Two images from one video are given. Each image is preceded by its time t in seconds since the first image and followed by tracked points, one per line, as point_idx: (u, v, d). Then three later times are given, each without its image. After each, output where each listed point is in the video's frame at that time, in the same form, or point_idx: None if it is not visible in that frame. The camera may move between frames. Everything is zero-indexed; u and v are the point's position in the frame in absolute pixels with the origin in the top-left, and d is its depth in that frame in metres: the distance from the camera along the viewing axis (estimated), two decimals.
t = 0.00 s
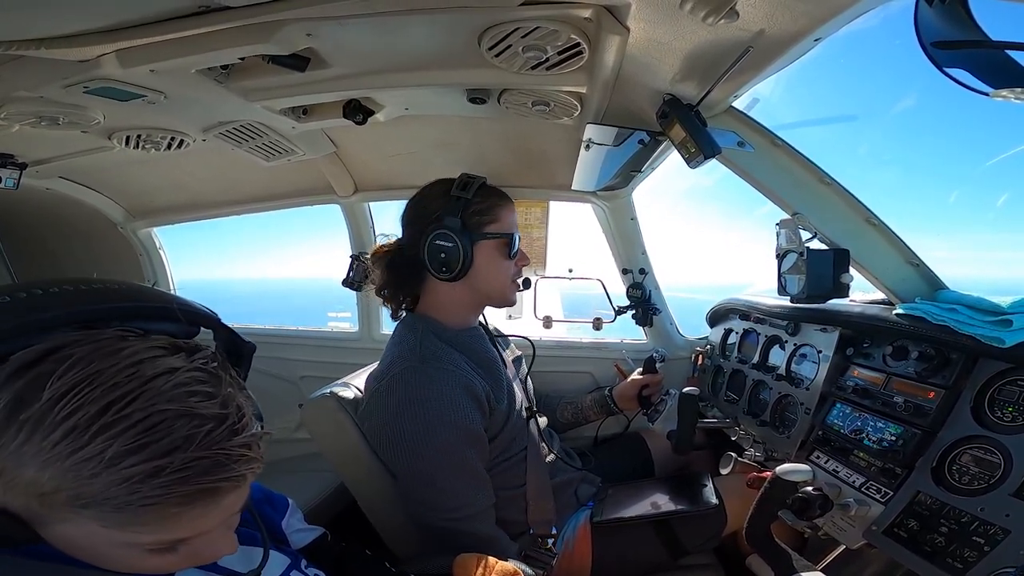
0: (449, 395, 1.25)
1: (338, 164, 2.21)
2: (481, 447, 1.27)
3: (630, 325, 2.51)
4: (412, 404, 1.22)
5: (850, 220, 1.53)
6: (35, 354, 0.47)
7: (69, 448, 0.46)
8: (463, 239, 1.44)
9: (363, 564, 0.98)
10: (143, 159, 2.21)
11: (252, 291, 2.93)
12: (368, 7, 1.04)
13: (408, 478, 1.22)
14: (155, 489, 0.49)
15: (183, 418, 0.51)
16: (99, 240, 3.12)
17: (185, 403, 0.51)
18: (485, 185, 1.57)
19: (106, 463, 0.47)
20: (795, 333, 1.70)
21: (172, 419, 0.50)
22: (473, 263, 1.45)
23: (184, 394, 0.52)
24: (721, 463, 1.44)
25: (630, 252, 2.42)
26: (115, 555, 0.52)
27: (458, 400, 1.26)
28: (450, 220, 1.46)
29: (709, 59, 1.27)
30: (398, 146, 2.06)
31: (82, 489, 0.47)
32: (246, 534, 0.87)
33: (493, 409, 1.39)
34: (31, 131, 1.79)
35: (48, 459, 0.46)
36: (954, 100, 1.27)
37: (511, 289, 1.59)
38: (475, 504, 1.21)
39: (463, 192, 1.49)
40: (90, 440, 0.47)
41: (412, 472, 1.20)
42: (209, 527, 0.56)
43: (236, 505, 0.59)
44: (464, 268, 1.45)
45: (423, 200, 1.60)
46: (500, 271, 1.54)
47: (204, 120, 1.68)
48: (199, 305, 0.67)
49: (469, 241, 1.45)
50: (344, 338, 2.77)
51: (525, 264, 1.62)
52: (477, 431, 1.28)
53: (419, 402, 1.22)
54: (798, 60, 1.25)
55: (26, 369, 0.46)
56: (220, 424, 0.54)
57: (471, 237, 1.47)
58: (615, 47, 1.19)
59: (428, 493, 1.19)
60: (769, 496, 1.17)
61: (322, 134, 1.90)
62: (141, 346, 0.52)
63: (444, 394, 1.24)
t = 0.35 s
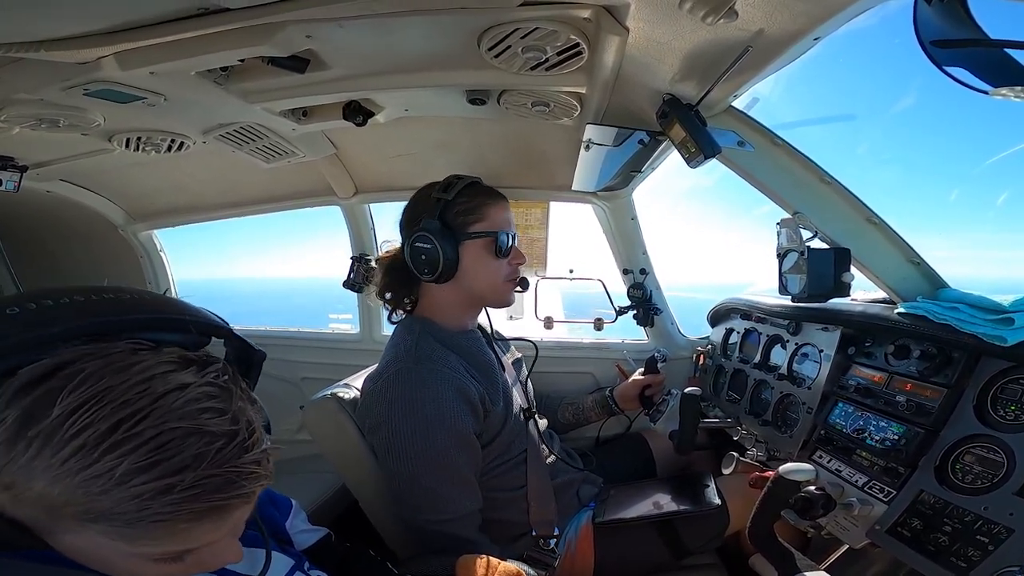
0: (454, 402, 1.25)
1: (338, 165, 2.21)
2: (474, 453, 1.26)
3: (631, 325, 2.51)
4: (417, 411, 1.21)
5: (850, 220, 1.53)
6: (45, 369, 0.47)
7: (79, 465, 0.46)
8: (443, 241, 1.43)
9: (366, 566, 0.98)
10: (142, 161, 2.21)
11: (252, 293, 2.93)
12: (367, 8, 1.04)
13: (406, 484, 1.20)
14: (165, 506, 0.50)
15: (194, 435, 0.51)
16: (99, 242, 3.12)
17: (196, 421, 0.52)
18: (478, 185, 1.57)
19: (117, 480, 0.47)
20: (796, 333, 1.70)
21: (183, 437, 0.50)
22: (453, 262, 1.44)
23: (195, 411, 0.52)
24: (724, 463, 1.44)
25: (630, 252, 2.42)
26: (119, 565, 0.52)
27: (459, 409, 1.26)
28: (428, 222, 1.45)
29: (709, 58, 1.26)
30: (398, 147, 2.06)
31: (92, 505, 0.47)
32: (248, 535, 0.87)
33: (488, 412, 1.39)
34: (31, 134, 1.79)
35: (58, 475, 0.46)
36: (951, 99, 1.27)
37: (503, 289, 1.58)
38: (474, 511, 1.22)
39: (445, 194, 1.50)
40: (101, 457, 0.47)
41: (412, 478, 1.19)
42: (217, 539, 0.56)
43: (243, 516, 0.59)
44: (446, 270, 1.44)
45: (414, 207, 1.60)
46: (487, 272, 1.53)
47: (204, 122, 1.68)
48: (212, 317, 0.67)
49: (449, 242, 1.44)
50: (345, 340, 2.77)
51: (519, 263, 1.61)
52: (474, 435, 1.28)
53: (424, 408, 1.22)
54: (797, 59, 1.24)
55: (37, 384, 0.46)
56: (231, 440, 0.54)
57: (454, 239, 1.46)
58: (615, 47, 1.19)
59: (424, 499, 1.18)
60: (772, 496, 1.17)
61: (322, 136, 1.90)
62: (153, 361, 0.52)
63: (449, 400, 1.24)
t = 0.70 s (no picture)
0: (450, 401, 1.25)
1: (336, 167, 2.21)
2: (476, 451, 1.26)
3: (630, 326, 2.51)
4: (411, 410, 1.21)
5: (847, 219, 1.54)
6: (30, 366, 0.47)
7: (64, 461, 0.46)
8: (441, 243, 1.42)
9: (365, 567, 0.98)
10: (140, 163, 2.21)
11: (250, 294, 2.92)
12: (365, 9, 1.04)
13: (407, 483, 1.20)
14: (153, 503, 0.49)
15: (181, 430, 0.51)
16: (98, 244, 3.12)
17: (184, 416, 0.51)
18: (474, 185, 1.58)
19: (103, 476, 0.47)
20: (795, 333, 1.70)
21: (170, 432, 0.50)
22: (451, 263, 1.44)
23: (183, 406, 0.52)
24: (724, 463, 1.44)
25: (628, 253, 2.42)
26: (113, 565, 0.52)
27: (460, 405, 1.26)
28: (425, 224, 1.44)
29: (706, 59, 1.26)
30: (397, 149, 2.06)
31: (79, 502, 0.47)
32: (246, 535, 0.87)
33: (490, 412, 1.39)
34: (29, 135, 1.79)
35: (43, 472, 0.45)
36: (952, 98, 1.27)
37: (502, 289, 1.58)
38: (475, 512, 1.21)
39: (442, 196, 1.49)
40: (87, 453, 0.46)
41: (411, 476, 1.19)
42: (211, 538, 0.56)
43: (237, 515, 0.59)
44: (445, 272, 1.44)
45: (410, 208, 1.60)
46: (486, 272, 1.53)
47: (202, 124, 1.68)
48: (201, 315, 0.68)
49: (447, 244, 1.44)
50: (344, 341, 2.77)
51: (518, 262, 1.61)
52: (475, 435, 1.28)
53: (418, 407, 1.21)
54: (795, 59, 1.25)
55: (23, 380, 0.46)
56: (220, 436, 0.54)
57: (452, 240, 1.46)
58: (613, 47, 1.19)
59: (426, 496, 1.18)
60: (772, 496, 1.17)
61: (320, 137, 1.90)
62: (140, 357, 0.52)
63: (445, 399, 1.24)
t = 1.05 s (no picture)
0: (448, 401, 1.25)
1: (333, 166, 2.20)
2: (473, 453, 1.26)
3: (628, 325, 2.51)
4: (410, 410, 1.21)
5: (845, 217, 1.55)
6: (27, 367, 0.47)
7: (63, 463, 0.45)
8: (441, 243, 1.42)
9: (365, 568, 0.98)
10: (136, 163, 2.20)
11: (248, 294, 2.91)
12: (361, 9, 1.04)
13: (401, 484, 1.19)
14: (154, 504, 0.49)
15: (181, 431, 0.51)
16: (95, 244, 3.11)
17: (182, 417, 0.51)
18: (472, 184, 1.58)
19: (102, 478, 0.46)
20: (792, 332, 1.70)
21: (169, 433, 0.50)
22: (451, 262, 1.44)
23: (181, 407, 0.52)
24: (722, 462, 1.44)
25: (626, 251, 2.42)
26: (113, 566, 0.52)
27: (457, 407, 1.25)
28: (424, 225, 1.43)
29: (704, 59, 1.27)
30: (394, 148, 2.06)
31: (78, 504, 0.46)
32: (244, 536, 0.87)
33: (488, 412, 1.39)
34: (24, 135, 1.78)
35: (42, 474, 0.45)
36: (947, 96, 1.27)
37: (502, 288, 1.58)
38: (474, 510, 1.22)
39: (439, 196, 1.49)
40: (86, 455, 0.46)
41: (406, 479, 1.18)
42: (211, 538, 0.56)
43: (236, 515, 0.59)
44: (445, 271, 1.43)
45: (408, 206, 1.60)
46: (485, 271, 1.53)
47: (199, 123, 1.68)
48: (195, 313, 0.68)
49: (446, 244, 1.43)
50: (342, 341, 2.76)
51: (516, 261, 1.61)
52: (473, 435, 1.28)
53: (416, 408, 1.21)
54: (790, 59, 1.25)
55: (20, 382, 0.46)
56: (219, 437, 0.54)
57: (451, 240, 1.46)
58: (610, 47, 1.19)
59: (420, 498, 1.17)
60: (771, 494, 1.17)
61: (318, 136, 1.89)
62: (137, 358, 0.52)
63: (444, 400, 1.24)
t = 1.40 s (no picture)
0: (447, 396, 1.25)
1: (332, 162, 2.20)
2: (473, 446, 1.26)
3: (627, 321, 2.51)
4: (409, 405, 1.21)
5: (843, 215, 1.57)
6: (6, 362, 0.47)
7: (44, 459, 0.45)
8: (441, 238, 1.41)
9: (365, 565, 0.98)
10: (134, 159, 2.19)
11: (246, 290, 2.91)
12: (359, 5, 1.03)
13: (403, 479, 1.20)
14: (138, 499, 0.49)
15: (164, 425, 0.51)
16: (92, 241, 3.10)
17: (165, 410, 0.51)
18: (472, 180, 1.58)
19: (84, 473, 0.46)
20: (790, 329, 1.69)
21: (152, 427, 0.50)
22: (451, 257, 1.43)
23: (164, 400, 0.51)
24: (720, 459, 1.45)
25: (625, 248, 2.42)
26: (110, 563, 0.52)
27: (457, 402, 1.26)
28: (425, 220, 1.44)
29: (704, 56, 1.26)
30: (393, 144, 2.05)
31: (62, 500, 0.47)
32: (244, 532, 0.87)
33: (487, 407, 1.40)
34: (21, 132, 1.77)
35: (24, 471, 0.45)
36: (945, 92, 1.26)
37: (501, 285, 1.58)
38: (475, 506, 1.22)
39: (441, 191, 1.48)
40: (67, 450, 0.46)
41: (407, 473, 1.19)
42: (201, 533, 0.56)
43: (228, 509, 0.59)
44: (445, 266, 1.43)
45: (408, 201, 1.60)
46: (485, 267, 1.53)
47: (197, 120, 1.67)
48: (179, 306, 0.68)
49: (447, 238, 1.43)
50: (341, 337, 2.76)
51: (516, 257, 1.61)
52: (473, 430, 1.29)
53: (415, 403, 1.21)
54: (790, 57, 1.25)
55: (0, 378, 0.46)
56: (204, 430, 0.54)
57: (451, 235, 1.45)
58: (610, 44, 1.19)
59: (422, 493, 1.18)
60: (769, 491, 1.17)
61: (316, 132, 1.89)
62: (118, 351, 0.52)
63: (442, 396, 1.24)
